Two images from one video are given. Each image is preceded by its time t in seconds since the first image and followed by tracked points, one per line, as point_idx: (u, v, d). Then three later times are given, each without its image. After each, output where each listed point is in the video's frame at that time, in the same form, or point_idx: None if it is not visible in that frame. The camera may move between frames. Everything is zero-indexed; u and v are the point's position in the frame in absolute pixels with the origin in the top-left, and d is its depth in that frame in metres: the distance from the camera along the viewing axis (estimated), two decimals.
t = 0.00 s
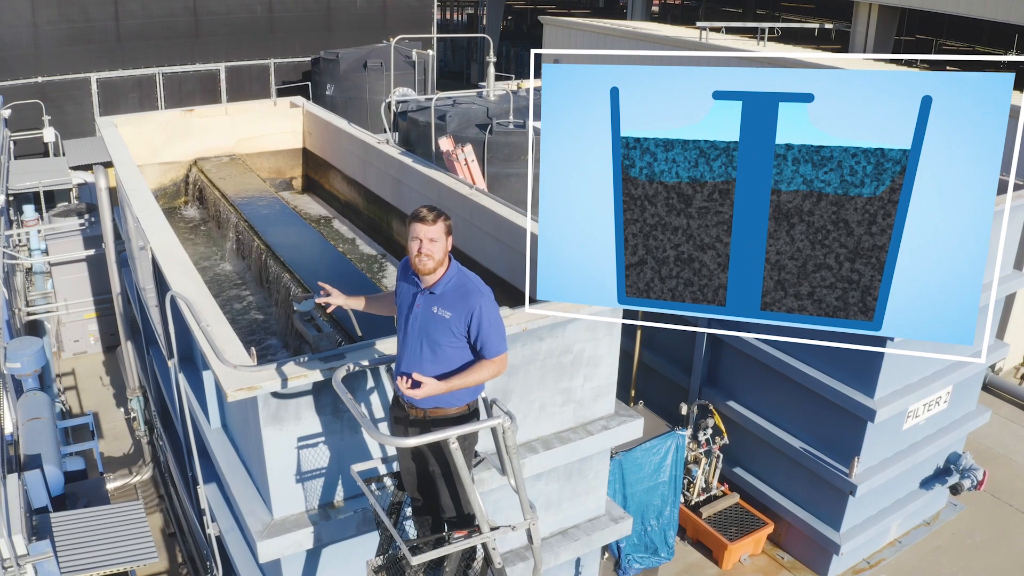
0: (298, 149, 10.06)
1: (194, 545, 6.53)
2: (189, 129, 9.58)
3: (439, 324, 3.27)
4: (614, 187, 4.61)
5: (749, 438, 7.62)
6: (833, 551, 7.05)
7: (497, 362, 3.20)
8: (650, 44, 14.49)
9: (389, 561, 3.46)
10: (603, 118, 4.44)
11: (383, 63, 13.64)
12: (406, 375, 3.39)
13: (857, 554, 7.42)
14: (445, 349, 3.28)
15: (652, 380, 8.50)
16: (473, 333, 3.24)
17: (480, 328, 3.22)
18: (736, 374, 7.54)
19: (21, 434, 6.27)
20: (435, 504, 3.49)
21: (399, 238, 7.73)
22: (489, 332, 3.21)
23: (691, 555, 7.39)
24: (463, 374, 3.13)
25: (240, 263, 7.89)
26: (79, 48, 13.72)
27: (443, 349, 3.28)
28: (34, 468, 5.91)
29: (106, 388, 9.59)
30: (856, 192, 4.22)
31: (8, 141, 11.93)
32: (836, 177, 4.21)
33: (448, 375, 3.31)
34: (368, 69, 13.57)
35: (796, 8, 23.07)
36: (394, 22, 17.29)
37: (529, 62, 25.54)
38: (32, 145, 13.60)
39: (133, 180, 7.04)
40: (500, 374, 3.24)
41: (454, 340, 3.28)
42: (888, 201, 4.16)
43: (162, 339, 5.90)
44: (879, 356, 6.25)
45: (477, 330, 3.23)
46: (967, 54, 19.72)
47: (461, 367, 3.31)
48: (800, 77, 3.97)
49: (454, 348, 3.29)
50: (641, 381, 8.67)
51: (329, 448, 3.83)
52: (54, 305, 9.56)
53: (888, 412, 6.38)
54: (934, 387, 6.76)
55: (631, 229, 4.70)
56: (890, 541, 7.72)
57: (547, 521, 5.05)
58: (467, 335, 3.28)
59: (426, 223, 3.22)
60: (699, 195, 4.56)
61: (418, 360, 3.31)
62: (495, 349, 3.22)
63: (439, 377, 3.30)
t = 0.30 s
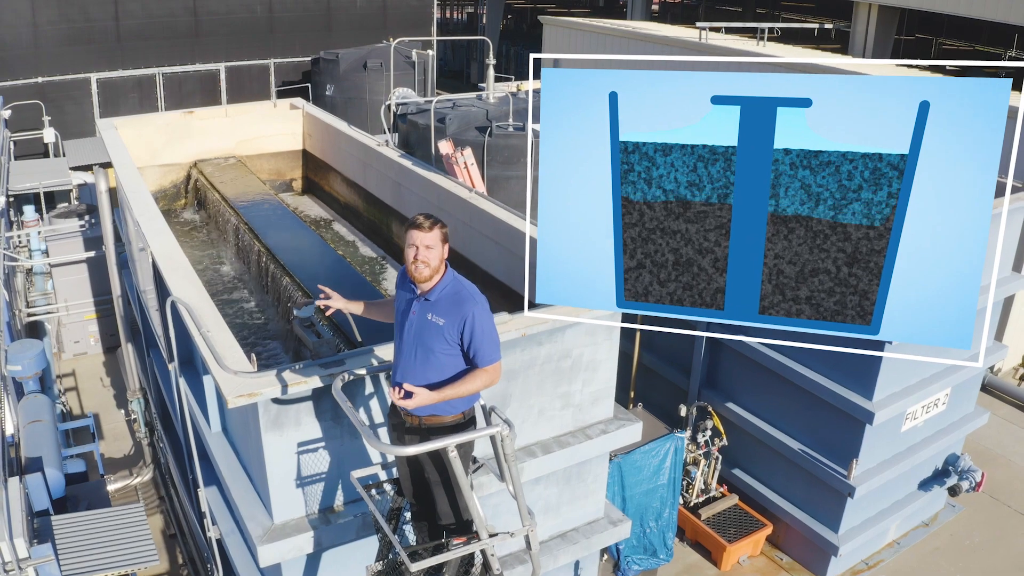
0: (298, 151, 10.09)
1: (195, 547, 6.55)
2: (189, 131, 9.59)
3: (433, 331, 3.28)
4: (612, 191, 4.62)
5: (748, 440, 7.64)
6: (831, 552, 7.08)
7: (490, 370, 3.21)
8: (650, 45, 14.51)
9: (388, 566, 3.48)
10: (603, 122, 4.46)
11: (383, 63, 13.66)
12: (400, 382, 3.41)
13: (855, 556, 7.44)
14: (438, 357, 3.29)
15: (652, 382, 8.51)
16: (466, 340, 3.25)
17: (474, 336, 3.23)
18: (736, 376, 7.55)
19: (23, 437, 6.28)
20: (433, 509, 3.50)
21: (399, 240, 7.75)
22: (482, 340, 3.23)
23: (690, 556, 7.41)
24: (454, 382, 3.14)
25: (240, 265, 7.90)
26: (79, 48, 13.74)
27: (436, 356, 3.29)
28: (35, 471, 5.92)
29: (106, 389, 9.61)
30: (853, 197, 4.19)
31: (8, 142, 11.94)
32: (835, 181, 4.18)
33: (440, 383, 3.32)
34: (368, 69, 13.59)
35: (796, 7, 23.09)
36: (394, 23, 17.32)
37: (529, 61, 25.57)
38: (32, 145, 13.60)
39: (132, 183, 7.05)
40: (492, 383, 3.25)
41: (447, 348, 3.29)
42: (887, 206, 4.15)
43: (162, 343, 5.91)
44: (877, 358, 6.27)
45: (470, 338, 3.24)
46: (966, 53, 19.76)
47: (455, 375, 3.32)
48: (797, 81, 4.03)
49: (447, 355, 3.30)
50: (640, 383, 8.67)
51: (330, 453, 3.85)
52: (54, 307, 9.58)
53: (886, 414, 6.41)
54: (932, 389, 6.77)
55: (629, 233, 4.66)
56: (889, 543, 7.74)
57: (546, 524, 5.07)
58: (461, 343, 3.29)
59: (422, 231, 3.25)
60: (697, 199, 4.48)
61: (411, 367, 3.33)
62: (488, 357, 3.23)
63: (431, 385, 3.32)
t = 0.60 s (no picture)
0: (298, 152, 10.10)
1: (195, 548, 6.57)
2: (189, 132, 9.60)
3: (427, 339, 3.32)
4: (610, 195, 4.62)
5: (747, 442, 7.66)
6: (828, 553, 7.11)
7: (481, 380, 3.22)
8: (649, 44, 14.52)
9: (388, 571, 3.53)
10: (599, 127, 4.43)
11: (383, 63, 13.66)
12: (397, 388, 3.45)
13: (853, 557, 7.47)
14: (432, 365, 3.33)
15: (651, 383, 8.52)
16: (459, 349, 3.27)
17: (466, 345, 3.25)
18: (734, 378, 7.56)
19: (23, 439, 6.31)
20: (429, 516, 3.54)
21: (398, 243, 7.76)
22: (474, 349, 3.24)
23: (689, 556, 7.47)
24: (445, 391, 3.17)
25: (240, 268, 7.92)
26: (79, 48, 13.75)
27: (430, 364, 3.32)
28: (36, 474, 5.94)
29: (106, 390, 9.64)
30: (849, 202, 4.24)
31: (7, 142, 11.94)
32: (831, 186, 4.22)
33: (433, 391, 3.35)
34: (367, 68, 13.61)
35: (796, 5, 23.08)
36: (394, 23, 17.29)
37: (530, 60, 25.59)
38: (32, 146, 13.61)
39: (132, 186, 7.07)
40: (485, 393, 3.26)
41: (440, 356, 3.32)
42: (883, 210, 4.17)
43: (163, 347, 5.93)
44: (874, 361, 6.28)
45: (462, 347, 3.26)
46: (967, 52, 19.78)
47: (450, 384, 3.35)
48: (794, 88, 4.01)
49: (441, 363, 3.33)
50: (640, 384, 8.69)
51: (329, 458, 3.87)
52: (55, 308, 9.60)
53: (883, 417, 6.42)
54: (929, 391, 6.79)
55: (627, 238, 4.69)
56: (886, 544, 7.76)
57: (544, 527, 5.09)
58: (455, 352, 3.31)
59: (418, 241, 3.29)
60: (695, 203, 4.52)
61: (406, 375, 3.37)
62: (479, 367, 3.25)
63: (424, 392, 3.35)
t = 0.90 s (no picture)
0: (299, 153, 10.11)
1: (196, 549, 6.58)
2: (189, 134, 9.62)
3: (430, 350, 3.35)
4: (610, 198, 4.60)
5: (747, 442, 7.67)
6: (827, 554, 7.13)
7: (484, 391, 3.28)
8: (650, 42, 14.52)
9: None
10: (597, 130, 4.43)
11: (383, 62, 13.67)
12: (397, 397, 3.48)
13: (851, 557, 7.49)
14: (434, 376, 3.36)
15: (650, 383, 8.54)
16: (462, 361, 3.31)
17: (470, 356, 3.29)
18: (733, 378, 7.58)
19: (25, 441, 6.33)
20: (429, 522, 3.58)
21: (398, 245, 7.77)
22: (478, 361, 3.29)
23: (688, 557, 7.50)
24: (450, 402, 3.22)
25: (240, 270, 7.93)
26: (79, 47, 13.75)
27: (433, 374, 3.35)
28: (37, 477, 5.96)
29: (107, 390, 9.66)
30: (848, 206, 4.24)
31: (7, 141, 11.93)
32: (830, 190, 4.21)
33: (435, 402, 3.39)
34: (367, 67, 13.64)
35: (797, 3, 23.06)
36: (394, 21, 17.30)
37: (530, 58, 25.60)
38: (32, 145, 13.61)
39: (133, 187, 7.08)
40: (487, 403, 3.32)
41: (443, 367, 3.35)
42: (883, 215, 4.17)
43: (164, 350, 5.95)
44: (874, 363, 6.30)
45: (466, 358, 3.30)
46: (967, 49, 19.81)
47: (452, 394, 3.39)
48: (794, 92, 4.02)
49: (444, 374, 3.37)
50: (640, 384, 8.70)
51: (329, 463, 3.89)
52: (55, 308, 9.61)
53: (882, 418, 6.44)
54: (928, 392, 6.81)
55: (627, 240, 4.67)
56: (885, 544, 7.79)
57: (544, 530, 5.11)
58: (458, 363, 3.36)
59: (421, 253, 3.30)
60: (694, 204, 4.51)
61: (408, 385, 3.40)
62: (482, 378, 3.30)
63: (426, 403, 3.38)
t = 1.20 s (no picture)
0: (300, 153, 10.13)
1: (198, 549, 6.60)
2: (190, 134, 9.62)
3: (437, 356, 3.38)
4: (610, 201, 4.60)
5: (748, 443, 7.68)
6: (828, 554, 7.15)
7: (493, 395, 3.32)
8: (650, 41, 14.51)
9: None
10: (599, 135, 4.44)
11: (383, 61, 13.69)
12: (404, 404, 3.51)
13: (851, 557, 7.51)
14: (443, 382, 3.39)
15: (650, 383, 8.56)
16: (471, 366, 3.35)
17: (478, 362, 3.33)
18: (734, 378, 7.58)
19: (27, 442, 6.35)
20: (433, 528, 3.62)
21: (399, 246, 7.78)
22: (486, 366, 3.33)
23: (688, 556, 7.53)
24: (461, 408, 3.25)
25: (242, 270, 7.95)
26: (79, 46, 13.75)
27: (441, 380, 3.39)
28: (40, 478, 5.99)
29: (108, 389, 9.68)
30: (850, 209, 4.20)
31: (8, 140, 11.93)
32: (831, 194, 4.19)
33: (444, 407, 3.42)
34: (368, 66, 13.63)
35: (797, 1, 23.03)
36: (394, 20, 17.29)
37: (530, 56, 25.57)
38: (33, 143, 13.61)
39: (134, 189, 7.10)
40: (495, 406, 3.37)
41: (451, 373, 3.39)
42: (883, 219, 4.15)
43: (166, 353, 5.97)
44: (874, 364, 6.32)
45: (474, 364, 3.34)
46: (968, 48, 19.75)
47: (459, 399, 3.43)
48: (795, 96, 4.04)
49: (452, 380, 3.40)
50: (640, 384, 8.71)
51: (332, 467, 3.91)
52: (57, 308, 9.62)
53: (882, 419, 6.46)
54: (928, 393, 6.83)
55: (628, 244, 4.65)
56: (884, 544, 7.81)
57: (545, 531, 5.14)
58: (466, 368, 3.39)
59: (425, 261, 3.32)
60: (694, 208, 4.49)
61: (416, 392, 3.42)
62: (491, 383, 3.34)
63: (436, 409, 3.42)
